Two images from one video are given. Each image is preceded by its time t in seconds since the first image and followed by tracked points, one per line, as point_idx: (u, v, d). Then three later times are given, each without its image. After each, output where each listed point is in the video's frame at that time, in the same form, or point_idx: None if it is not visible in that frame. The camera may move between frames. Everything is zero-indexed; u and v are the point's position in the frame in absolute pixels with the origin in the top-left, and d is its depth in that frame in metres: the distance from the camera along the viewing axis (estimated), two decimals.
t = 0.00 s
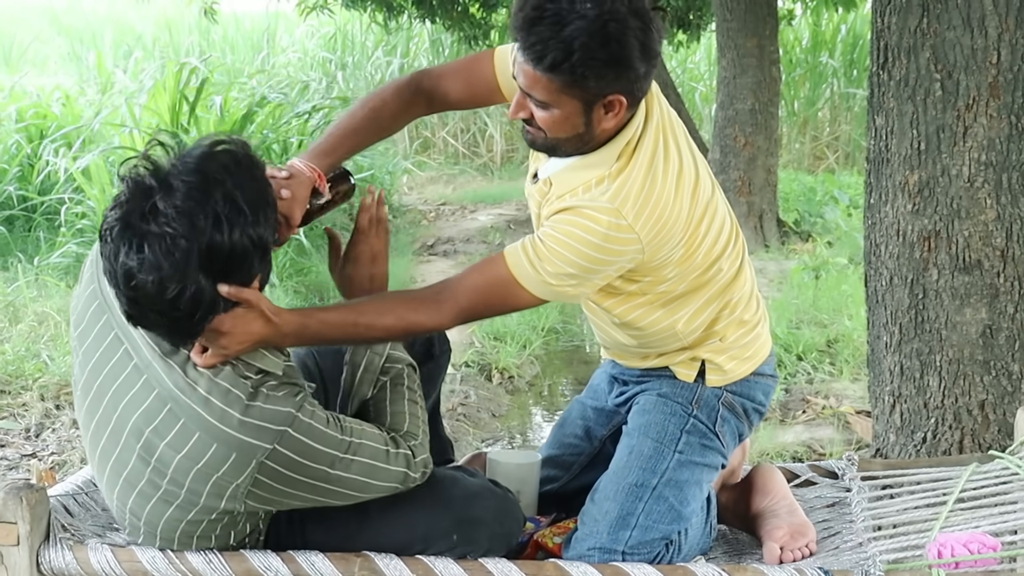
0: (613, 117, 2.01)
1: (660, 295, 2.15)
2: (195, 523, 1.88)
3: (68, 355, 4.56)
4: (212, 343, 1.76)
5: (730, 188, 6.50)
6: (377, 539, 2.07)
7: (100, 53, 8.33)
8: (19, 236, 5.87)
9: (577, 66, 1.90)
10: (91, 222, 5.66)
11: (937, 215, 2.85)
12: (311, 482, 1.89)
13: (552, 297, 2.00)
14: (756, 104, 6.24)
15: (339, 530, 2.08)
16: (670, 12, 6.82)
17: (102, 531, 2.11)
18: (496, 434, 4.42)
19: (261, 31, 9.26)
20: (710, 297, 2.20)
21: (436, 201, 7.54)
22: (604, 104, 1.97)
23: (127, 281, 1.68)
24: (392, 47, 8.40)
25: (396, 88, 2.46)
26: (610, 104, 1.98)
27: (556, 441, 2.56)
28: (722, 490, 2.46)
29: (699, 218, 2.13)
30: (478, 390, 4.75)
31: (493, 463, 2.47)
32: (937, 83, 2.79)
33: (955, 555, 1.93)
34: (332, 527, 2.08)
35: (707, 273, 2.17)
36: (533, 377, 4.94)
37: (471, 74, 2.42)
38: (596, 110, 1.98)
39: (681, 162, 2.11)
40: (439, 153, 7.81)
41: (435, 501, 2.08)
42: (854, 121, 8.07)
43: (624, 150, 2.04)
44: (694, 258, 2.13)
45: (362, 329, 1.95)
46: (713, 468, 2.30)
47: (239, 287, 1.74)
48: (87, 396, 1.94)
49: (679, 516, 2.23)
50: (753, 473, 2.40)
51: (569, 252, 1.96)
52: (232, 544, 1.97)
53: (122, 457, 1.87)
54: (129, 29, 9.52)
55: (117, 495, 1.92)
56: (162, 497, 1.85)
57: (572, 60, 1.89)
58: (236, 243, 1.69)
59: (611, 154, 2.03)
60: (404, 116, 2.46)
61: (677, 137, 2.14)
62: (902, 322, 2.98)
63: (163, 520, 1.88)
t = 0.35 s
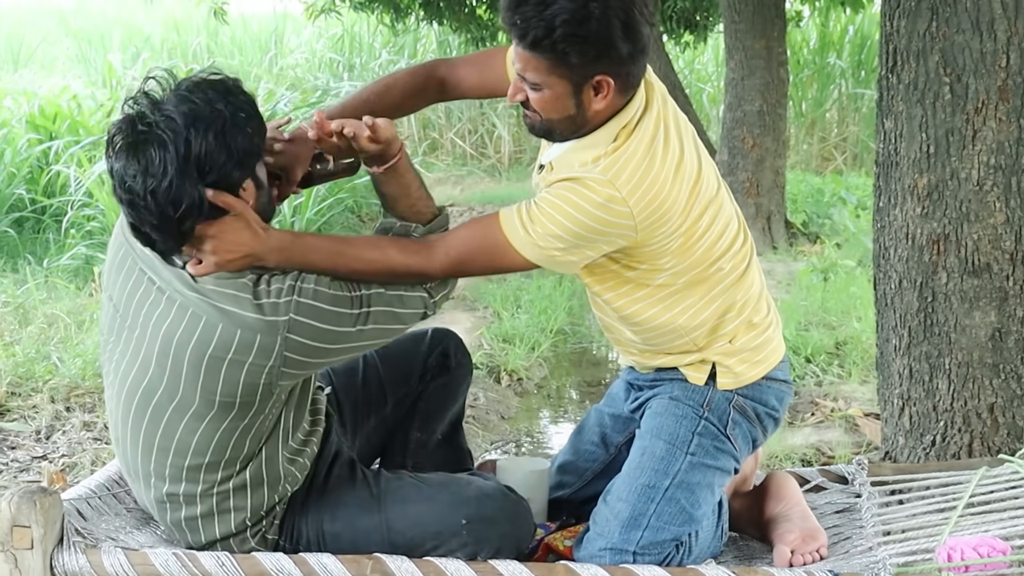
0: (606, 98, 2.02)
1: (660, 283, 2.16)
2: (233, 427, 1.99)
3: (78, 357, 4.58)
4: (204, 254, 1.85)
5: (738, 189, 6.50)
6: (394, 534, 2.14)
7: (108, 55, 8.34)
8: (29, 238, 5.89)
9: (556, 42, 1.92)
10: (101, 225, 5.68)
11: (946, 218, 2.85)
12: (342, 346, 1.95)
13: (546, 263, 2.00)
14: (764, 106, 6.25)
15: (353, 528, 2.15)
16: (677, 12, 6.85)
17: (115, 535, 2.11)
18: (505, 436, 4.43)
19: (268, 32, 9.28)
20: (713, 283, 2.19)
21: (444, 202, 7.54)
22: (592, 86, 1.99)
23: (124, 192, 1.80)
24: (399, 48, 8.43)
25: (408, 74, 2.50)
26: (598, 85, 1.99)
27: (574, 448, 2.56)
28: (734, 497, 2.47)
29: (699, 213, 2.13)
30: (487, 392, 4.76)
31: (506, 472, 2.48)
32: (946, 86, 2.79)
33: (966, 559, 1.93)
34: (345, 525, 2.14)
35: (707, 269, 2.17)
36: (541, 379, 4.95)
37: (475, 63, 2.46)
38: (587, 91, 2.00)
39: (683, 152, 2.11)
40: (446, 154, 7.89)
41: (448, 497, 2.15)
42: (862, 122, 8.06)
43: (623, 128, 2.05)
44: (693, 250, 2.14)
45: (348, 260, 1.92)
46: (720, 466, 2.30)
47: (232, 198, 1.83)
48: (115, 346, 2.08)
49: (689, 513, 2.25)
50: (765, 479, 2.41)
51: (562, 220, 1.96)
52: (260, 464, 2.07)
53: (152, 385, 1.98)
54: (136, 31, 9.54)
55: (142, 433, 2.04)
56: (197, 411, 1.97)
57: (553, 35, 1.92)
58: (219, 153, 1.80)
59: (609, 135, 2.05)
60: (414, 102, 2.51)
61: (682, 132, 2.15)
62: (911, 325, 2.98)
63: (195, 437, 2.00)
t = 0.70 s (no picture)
0: (549, 81, 2.09)
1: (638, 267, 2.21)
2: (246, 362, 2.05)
3: (89, 360, 4.59)
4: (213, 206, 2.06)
5: (748, 191, 6.48)
6: (399, 510, 2.12)
7: (117, 57, 8.37)
8: (40, 241, 5.91)
9: (497, 18, 2.05)
10: (112, 227, 5.70)
11: (958, 224, 2.86)
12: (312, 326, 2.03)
13: (521, 231, 2.06)
14: (773, 107, 6.26)
15: (360, 508, 2.13)
16: (686, 15, 6.88)
17: (133, 541, 2.12)
18: (515, 438, 4.44)
19: (277, 33, 9.31)
20: (701, 266, 2.23)
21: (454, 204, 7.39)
22: (534, 68, 2.09)
23: (166, 144, 2.04)
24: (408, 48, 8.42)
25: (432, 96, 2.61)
26: (540, 67, 2.08)
27: (589, 458, 2.57)
28: (749, 505, 2.47)
29: (684, 207, 2.18)
30: (497, 395, 4.77)
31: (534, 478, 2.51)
32: (957, 92, 2.80)
33: (979, 565, 1.94)
34: (353, 506, 2.13)
35: (687, 261, 2.21)
36: (552, 382, 4.95)
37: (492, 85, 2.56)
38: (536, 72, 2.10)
39: (671, 145, 2.17)
40: (455, 155, 7.95)
41: (448, 467, 2.13)
42: (871, 123, 8.06)
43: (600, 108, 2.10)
44: (675, 237, 2.19)
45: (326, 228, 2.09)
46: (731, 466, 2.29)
47: (248, 157, 2.05)
48: (129, 329, 2.17)
49: (698, 507, 2.23)
50: (782, 486, 2.40)
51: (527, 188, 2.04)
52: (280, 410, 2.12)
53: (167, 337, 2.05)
54: (146, 32, 9.57)
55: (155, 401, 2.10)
56: (211, 353, 2.03)
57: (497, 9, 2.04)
58: (245, 118, 2.02)
59: (591, 112, 2.10)
60: (441, 124, 2.61)
61: (676, 132, 2.21)
62: (923, 330, 2.99)
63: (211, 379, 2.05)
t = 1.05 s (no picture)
0: (574, 110, 2.08)
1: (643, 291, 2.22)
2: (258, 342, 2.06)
3: (96, 363, 4.60)
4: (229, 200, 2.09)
5: (755, 193, 6.46)
6: (420, 493, 2.12)
7: (124, 57, 8.38)
8: (47, 242, 5.92)
9: (513, 47, 2.05)
10: (119, 229, 5.70)
11: (966, 229, 2.85)
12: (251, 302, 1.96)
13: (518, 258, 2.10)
14: (781, 109, 6.25)
15: (378, 497, 2.13)
16: (694, 15, 6.88)
17: (139, 549, 2.12)
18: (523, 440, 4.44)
19: (284, 33, 9.32)
20: (706, 288, 2.22)
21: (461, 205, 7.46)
22: (555, 96, 2.07)
23: (194, 163, 2.08)
24: (414, 48, 8.51)
25: (463, 71, 2.61)
26: (561, 96, 2.06)
27: (599, 464, 2.57)
28: (756, 516, 2.47)
29: (691, 231, 2.17)
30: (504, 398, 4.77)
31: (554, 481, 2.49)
32: (966, 97, 2.79)
33: (988, 574, 1.93)
34: (370, 496, 2.13)
35: (692, 285, 2.21)
36: (559, 385, 4.95)
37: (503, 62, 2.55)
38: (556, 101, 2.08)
39: (681, 167, 2.14)
40: (462, 156, 7.91)
41: (464, 450, 2.15)
42: (879, 124, 8.04)
43: (609, 136, 2.09)
44: (681, 264, 2.19)
45: (330, 227, 2.05)
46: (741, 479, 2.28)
47: (262, 149, 2.06)
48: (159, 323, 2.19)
49: (707, 517, 2.21)
50: (790, 496, 2.40)
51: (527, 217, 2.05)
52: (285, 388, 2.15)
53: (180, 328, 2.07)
54: (153, 32, 9.58)
55: (169, 391, 2.13)
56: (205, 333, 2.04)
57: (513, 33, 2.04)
58: (270, 111, 2.06)
59: (600, 140, 2.09)
60: (472, 99, 2.63)
61: (690, 150, 2.18)
62: (931, 335, 2.98)
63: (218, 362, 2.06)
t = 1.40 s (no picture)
0: (581, 106, 2.08)
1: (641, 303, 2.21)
2: (255, 364, 2.06)
3: (102, 366, 4.59)
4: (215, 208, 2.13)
5: (762, 194, 6.45)
6: (416, 501, 2.11)
7: (130, 58, 8.39)
8: (54, 244, 5.92)
9: (536, 32, 2.05)
10: (125, 231, 5.69)
11: (973, 235, 2.84)
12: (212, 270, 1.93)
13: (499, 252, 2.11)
14: (788, 110, 6.24)
15: (377, 503, 2.11)
16: (701, 16, 6.88)
17: (141, 559, 2.12)
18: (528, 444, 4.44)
19: (291, 34, 9.33)
20: (700, 293, 2.21)
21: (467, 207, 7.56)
22: (566, 90, 2.07)
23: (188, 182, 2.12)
24: (421, 49, 8.57)
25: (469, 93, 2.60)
26: (571, 89, 2.07)
27: (600, 474, 2.56)
28: (759, 521, 2.46)
29: (687, 240, 2.16)
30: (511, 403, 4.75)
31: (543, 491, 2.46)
32: (973, 102, 2.78)
33: None
34: (369, 502, 2.11)
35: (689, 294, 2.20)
36: (565, 389, 4.94)
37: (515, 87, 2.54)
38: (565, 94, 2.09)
39: (679, 175, 2.14)
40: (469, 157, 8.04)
41: (464, 460, 2.14)
42: (886, 125, 8.03)
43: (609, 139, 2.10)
44: (674, 273, 2.17)
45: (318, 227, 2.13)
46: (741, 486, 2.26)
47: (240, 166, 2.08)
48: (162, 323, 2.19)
49: (708, 526, 2.21)
50: (792, 501, 2.39)
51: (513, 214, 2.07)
52: (297, 395, 2.14)
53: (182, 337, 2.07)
54: (160, 33, 9.60)
55: (172, 386, 2.12)
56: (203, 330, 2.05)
57: (538, 25, 2.05)
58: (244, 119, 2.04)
59: (595, 144, 2.10)
60: (475, 121, 2.61)
61: (690, 156, 2.18)
62: (938, 342, 2.97)
63: (215, 363, 2.05)
